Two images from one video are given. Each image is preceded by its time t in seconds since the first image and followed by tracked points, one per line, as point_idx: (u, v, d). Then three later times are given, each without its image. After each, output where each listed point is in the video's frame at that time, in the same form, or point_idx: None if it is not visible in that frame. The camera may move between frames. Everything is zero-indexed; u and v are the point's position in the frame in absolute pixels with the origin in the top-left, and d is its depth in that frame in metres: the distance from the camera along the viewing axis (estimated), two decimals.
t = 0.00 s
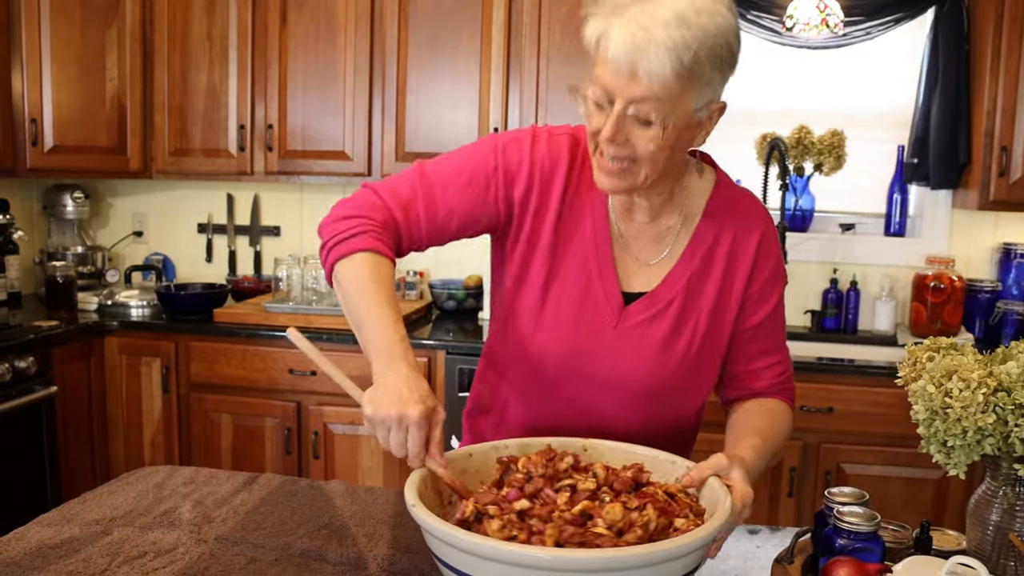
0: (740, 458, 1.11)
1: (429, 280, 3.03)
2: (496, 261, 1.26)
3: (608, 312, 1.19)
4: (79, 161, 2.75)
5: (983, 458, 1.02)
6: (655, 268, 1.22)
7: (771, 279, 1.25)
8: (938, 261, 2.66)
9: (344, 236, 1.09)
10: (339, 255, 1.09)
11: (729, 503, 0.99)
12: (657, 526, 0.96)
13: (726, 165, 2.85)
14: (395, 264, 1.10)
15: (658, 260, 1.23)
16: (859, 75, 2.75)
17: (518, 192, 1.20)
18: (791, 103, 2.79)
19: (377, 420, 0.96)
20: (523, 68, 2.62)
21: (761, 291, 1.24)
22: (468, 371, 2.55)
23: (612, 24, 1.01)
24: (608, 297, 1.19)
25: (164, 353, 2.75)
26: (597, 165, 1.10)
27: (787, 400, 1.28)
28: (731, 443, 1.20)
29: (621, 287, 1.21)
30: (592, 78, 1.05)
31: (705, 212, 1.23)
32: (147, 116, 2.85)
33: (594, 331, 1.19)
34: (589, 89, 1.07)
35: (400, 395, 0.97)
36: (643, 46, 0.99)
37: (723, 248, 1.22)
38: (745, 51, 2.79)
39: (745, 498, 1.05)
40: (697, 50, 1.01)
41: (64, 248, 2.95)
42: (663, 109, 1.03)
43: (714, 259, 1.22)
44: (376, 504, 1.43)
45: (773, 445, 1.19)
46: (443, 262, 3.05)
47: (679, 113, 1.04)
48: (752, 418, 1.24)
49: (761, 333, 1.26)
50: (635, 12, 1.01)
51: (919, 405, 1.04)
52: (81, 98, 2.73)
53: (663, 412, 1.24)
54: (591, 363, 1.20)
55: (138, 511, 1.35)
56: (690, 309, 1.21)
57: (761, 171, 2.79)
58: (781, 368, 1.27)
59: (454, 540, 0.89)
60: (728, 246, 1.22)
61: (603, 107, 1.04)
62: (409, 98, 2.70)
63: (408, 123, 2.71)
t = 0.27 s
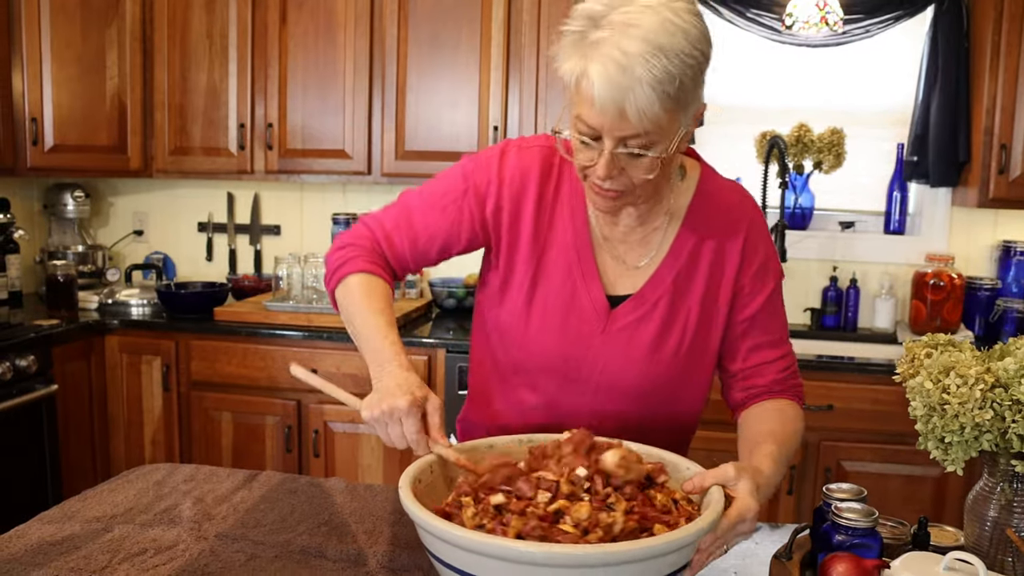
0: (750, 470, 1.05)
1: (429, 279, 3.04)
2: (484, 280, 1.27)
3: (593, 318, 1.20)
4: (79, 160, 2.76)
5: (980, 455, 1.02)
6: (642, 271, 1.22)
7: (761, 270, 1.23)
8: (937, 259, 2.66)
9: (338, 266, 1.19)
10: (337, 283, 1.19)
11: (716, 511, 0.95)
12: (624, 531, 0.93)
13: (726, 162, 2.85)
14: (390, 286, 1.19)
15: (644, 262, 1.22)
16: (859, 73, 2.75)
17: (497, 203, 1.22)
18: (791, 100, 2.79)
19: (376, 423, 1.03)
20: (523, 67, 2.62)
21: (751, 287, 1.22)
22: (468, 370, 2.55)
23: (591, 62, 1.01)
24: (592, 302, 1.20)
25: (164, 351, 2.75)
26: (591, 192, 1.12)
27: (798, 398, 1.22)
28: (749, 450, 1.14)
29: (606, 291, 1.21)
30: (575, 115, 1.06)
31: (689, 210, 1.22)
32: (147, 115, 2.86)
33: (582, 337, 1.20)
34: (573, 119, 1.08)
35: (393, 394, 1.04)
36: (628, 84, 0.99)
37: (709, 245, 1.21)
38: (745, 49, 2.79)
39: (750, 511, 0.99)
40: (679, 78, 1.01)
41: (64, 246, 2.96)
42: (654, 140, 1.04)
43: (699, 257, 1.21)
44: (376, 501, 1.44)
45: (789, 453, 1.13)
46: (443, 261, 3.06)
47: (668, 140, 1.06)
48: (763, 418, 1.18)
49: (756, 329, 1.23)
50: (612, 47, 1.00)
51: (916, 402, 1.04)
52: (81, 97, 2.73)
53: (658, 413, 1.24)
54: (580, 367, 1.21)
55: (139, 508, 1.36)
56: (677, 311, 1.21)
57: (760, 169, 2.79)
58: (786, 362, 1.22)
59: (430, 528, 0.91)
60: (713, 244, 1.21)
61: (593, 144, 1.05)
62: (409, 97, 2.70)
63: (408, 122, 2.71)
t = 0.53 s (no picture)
0: (751, 481, 0.97)
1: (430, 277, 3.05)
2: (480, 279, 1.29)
3: (582, 306, 1.21)
4: (80, 159, 2.77)
5: (978, 450, 1.02)
6: (630, 258, 1.23)
7: (748, 254, 1.21)
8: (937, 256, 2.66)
9: (349, 256, 1.20)
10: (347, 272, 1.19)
11: (710, 513, 0.93)
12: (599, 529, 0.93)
13: (725, 160, 2.86)
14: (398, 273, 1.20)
15: (632, 249, 1.23)
16: (859, 71, 2.75)
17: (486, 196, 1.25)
18: (791, 98, 2.79)
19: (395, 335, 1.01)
20: (523, 66, 2.62)
21: (737, 270, 1.21)
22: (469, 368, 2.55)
23: (584, 40, 1.02)
24: (580, 291, 1.21)
25: (166, 349, 2.76)
26: (589, 174, 1.13)
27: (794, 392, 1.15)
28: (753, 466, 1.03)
29: (596, 280, 1.23)
30: (570, 96, 1.06)
31: (677, 198, 1.23)
32: (148, 114, 2.86)
33: (571, 327, 1.21)
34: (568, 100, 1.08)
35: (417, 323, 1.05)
36: (626, 60, 1.00)
37: (697, 234, 1.21)
38: (745, 47, 2.79)
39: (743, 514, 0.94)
40: (674, 52, 1.02)
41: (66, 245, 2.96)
42: (652, 115, 1.05)
43: (687, 245, 1.21)
44: (377, 497, 1.44)
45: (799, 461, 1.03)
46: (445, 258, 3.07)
47: (665, 115, 1.06)
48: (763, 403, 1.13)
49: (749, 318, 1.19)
50: (607, 27, 1.01)
51: (914, 397, 1.05)
52: (82, 96, 2.74)
53: (650, 402, 1.24)
54: (571, 355, 1.22)
55: (140, 505, 1.36)
56: (666, 299, 1.22)
57: (760, 167, 2.80)
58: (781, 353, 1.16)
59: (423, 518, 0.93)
60: (701, 234, 1.21)
61: (590, 122, 1.05)
62: (409, 96, 2.70)
63: (408, 121, 2.72)
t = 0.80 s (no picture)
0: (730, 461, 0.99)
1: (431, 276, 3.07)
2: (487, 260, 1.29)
3: (591, 296, 1.22)
4: (81, 159, 2.78)
5: (975, 450, 1.02)
6: (638, 252, 1.23)
7: (755, 258, 1.25)
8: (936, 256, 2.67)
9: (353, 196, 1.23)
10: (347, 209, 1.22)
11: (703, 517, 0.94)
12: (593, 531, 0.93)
13: (725, 160, 2.87)
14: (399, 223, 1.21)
15: (641, 244, 1.24)
16: (858, 70, 2.76)
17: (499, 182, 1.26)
18: (790, 97, 2.80)
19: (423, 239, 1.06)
20: (522, 66, 2.63)
21: (744, 272, 1.24)
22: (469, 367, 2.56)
23: (598, 24, 1.04)
24: (589, 280, 1.22)
25: (166, 349, 2.76)
26: (599, 158, 1.14)
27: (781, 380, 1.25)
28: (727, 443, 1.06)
29: (605, 272, 1.23)
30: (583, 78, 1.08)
31: (688, 195, 1.24)
32: (148, 115, 2.87)
33: (579, 315, 1.22)
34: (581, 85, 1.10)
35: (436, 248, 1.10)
36: (637, 43, 1.02)
37: (708, 230, 1.23)
38: (745, 47, 2.80)
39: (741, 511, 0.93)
40: (683, 39, 1.04)
41: (67, 246, 2.97)
42: (661, 99, 1.06)
43: (696, 242, 1.23)
44: (377, 497, 1.44)
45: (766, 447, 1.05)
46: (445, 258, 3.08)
47: (675, 101, 1.08)
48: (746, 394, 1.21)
49: (746, 319, 1.24)
50: (620, 13, 1.03)
51: (911, 396, 1.05)
52: (83, 97, 2.75)
53: (651, 395, 1.24)
54: (576, 344, 1.22)
55: (141, 505, 1.36)
56: (673, 292, 1.23)
57: (760, 167, 2.80)
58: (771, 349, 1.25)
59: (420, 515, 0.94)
60: (711, 232, 1.23)
61: (601, 104, 1.07)
62: (409, 96, 2.71)
63: (408, 121, 2.72)
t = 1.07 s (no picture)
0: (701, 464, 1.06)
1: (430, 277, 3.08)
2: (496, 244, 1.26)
3: (607, 293, 1.21)
4: (81, 160, 2.78)
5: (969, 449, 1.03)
6: (652, 254, 1.24)
7: (761, 270, 1.27)
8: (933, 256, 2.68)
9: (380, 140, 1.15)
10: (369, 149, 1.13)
11: (700, 517, 0.94)
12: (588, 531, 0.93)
13: (723, 161, 2.87)
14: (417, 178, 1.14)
15: (654, 245, 1.25)
16: (856, 71, 2.77)
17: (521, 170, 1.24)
18: (788, 98, 2.81)
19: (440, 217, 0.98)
20: (521, 66, 2.64)
21: (752, 279, 1.27)
22: (468, 367, 2.56)
23: (617, 23, 1.05)
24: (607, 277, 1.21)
25: (165, 350, 2.76)
26: (615, 157, 1.13)
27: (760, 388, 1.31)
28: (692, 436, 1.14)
29: (621, 270, 1.23)
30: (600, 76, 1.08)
31: (702, 200, 1.25)
32: (148, 116, 2.87)
33: (592, 310, 1.21)
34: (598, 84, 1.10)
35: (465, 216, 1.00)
36: (654, 41, 1.02)
37: (722, 235, 1.25)
38: (743, 48, 2.81)
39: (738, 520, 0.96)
40: (700, 39, 1.05)
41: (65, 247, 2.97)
42: (676, 98, 1.06)
43: (709, 246, 1.25)
44: (375, 497, 1.45)
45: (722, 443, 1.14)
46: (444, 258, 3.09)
47: (689, 101, 1.08)
48: (730, 402, 1.27)
49: (748, 325, 1.28)
50: (638, 12, 1.04)
51: (907, 395, 1.06)
52: (83, 98, 2.75)
53: (655, 394, 1.25)
54: (590, 341, 1.21)
55: (140, 505, 1.37)
56: (686, 294, 1.23)
57: (758, 167, 2.81)
58: (758, 359, 1.30)
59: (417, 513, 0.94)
60: (724, 238, 1.25)
61: (618, 101, 1.07)
62: (409, 96, 2.72)
63: (408, 121, 2.73)
